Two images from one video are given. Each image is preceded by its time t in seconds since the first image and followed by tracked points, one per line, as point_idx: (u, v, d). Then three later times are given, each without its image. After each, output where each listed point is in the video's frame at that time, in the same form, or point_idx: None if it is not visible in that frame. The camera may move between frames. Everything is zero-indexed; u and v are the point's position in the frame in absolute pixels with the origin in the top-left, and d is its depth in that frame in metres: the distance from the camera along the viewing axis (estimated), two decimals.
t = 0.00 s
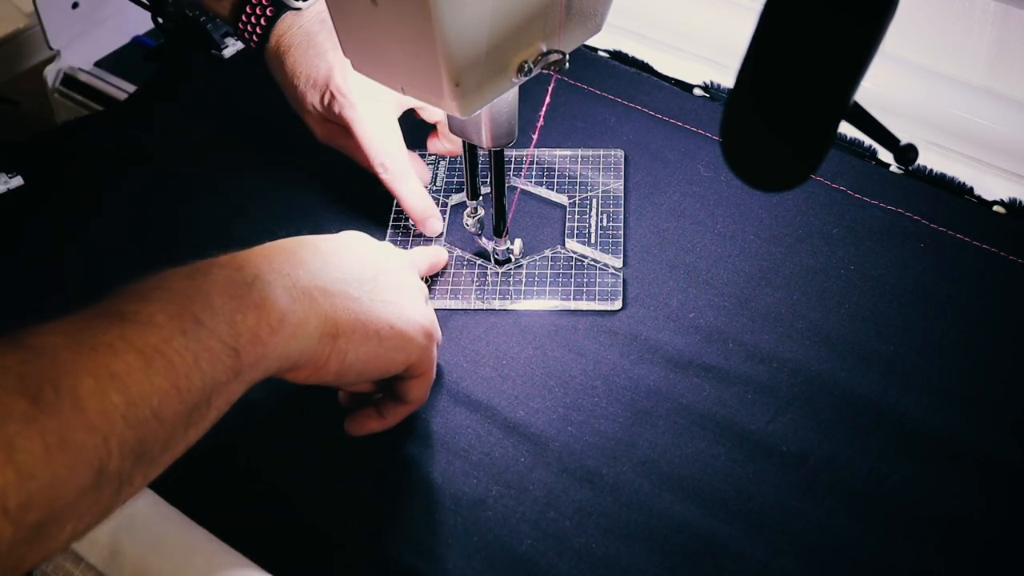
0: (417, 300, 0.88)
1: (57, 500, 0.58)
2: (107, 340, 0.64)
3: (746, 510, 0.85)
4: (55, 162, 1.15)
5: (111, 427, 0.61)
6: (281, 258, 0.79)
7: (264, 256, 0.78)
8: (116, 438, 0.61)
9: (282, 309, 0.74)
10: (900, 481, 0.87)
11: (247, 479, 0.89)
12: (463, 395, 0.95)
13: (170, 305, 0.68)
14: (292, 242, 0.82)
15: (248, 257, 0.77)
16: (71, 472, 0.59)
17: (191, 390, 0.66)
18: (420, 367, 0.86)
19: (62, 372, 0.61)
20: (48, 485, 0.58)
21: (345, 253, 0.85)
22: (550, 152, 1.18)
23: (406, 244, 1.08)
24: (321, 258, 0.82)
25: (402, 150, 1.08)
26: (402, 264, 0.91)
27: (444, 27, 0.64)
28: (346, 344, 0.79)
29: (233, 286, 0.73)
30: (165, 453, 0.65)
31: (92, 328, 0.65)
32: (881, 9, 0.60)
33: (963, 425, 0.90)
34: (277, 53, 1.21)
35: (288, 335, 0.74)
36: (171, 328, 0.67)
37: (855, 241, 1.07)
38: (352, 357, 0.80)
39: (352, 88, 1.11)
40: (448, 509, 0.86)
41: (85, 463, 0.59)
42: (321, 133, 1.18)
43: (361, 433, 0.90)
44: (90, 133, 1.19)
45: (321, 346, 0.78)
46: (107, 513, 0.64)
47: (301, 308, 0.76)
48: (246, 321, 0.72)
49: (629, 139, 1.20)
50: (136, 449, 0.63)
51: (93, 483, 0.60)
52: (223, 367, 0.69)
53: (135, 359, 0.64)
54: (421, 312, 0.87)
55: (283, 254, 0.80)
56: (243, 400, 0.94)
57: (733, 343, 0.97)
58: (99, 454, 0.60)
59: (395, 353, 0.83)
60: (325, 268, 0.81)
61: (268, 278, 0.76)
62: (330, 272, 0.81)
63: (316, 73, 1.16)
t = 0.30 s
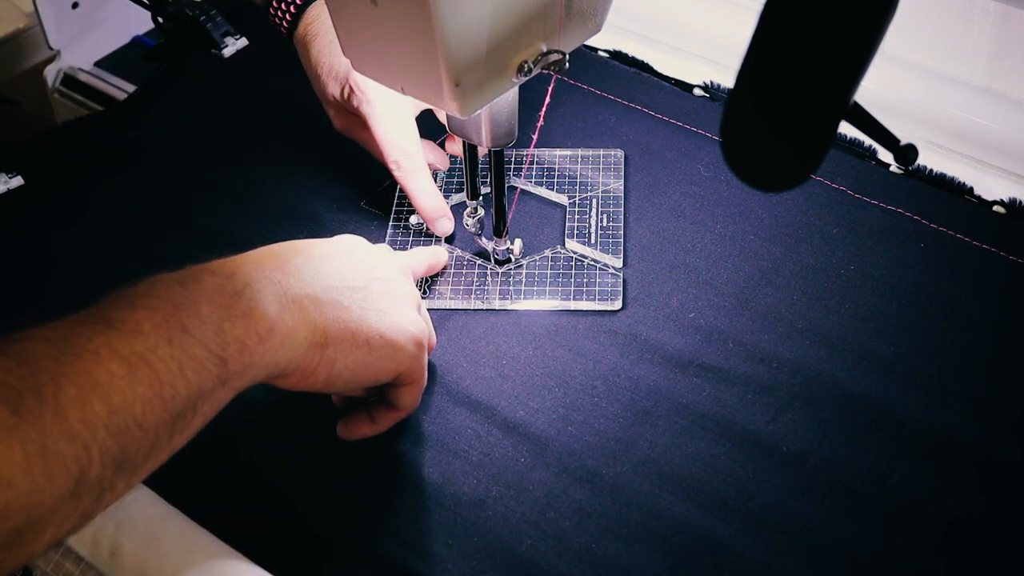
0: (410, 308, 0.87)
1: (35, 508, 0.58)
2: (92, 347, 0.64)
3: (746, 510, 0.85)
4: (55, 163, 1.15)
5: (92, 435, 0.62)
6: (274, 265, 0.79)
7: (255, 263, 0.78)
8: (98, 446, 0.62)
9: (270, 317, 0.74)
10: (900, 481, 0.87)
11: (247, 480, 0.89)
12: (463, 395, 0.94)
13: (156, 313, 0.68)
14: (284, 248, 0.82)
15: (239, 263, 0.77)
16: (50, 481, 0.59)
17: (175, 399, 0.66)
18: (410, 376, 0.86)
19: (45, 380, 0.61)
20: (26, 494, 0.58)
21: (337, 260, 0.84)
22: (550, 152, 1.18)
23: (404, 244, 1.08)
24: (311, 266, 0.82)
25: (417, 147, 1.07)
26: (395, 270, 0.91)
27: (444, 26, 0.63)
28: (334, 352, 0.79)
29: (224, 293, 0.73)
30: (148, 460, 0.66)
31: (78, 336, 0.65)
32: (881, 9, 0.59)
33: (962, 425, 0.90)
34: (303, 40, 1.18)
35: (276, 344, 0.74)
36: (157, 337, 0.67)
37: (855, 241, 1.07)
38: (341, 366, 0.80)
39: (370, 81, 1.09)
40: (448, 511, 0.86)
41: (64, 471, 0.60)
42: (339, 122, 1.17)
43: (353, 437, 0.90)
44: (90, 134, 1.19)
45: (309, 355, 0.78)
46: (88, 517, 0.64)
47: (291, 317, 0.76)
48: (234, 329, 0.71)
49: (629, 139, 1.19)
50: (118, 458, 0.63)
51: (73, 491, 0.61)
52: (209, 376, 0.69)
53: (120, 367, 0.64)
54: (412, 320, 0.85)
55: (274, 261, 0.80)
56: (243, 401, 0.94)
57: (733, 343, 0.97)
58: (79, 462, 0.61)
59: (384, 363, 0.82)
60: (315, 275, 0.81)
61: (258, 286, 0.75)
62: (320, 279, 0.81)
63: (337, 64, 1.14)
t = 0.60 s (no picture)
0: (390, 283, 0.86)
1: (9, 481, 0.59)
2: (66, 324, 0.64)
3: (747, 510, 0.85)
4: (55, 163, 1.15)
5: (66, 412, 0.62)
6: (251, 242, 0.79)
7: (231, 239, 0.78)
8: (71, 422, 0.62)
9: (245, 294, 0.74)
10: (900, 481, 0.87)
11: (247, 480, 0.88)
12: (463, 395, 0.94)
13: (131, 289, 0.68)
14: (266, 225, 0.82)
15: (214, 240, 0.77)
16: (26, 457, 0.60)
17: (150, 374, 0.67)
18: (389, 351, 0.84)
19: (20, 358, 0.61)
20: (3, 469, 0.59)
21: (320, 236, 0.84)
22: (550, 153, 1.18)
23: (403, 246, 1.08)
24: (293, 243, 0.82)
25: (416, 145, 1.07)
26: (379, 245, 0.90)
27: (444, 26, 0.64)
28: (309, 328, 0.79)
29: (199, 268, 0.73)
30: (122, 432, 0.67)
31: (54, 312, 0.65)
32: (881, 9, 0.59)
33: (962, 425, 0.90)
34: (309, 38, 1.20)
35: (250, 320, 0.74)
36: (132, 313, 0.67)
37: (855, 241, 1.07)
38: (315, 342, 0.79)
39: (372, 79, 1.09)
40: (449, 508, 0.86)
41: (39, 448, 0.61)
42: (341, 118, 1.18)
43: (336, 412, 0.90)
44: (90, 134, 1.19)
45: (283, 330, 0.78)
46: (62, 489, 0.65)
47: (264, 294, 0.76)
48: (207, 304, 0.71)
49: (630, 140, 1.19)
50: (90, 433, 0.64)
51: (46, 464, 0.62)
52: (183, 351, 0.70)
53: (94, 342, 0.64)
54: (392, 295, 0.84)
55: (251, 238, 0.80)
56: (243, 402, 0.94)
57: (733, 343, 0.97)
58: (53, 438, 0.61)
59: (360, 337, 0.81)
60: (295, 250, 0.81)
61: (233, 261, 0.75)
62: (299, 255, 0.81)
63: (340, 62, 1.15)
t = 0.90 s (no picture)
0: (327, 265, 0.89)
1: None
2: (7, 313, 0.67)
3: (747, 510, 0.85)
4: (55, 163, 1.15)
5: (3, 401, 0.66)
6: (193, 223, 0.82)
7: (173, 219, 0.81)
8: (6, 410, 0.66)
9: (181, 281, 0.77)
10: (899, 481, 0.87)
11: (247, 480, 0.88)
12: (462, 395, 0.94)
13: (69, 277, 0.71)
14: (207, 203, 0.85)
15: (157, 222, 0.80)
16: None
17: (85, 361, 0.70)
18: (322, 335, 0.88)
19: None
20: None
21: (261, 213, 0.87)
22: (551, 154, 1.18)
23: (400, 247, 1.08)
24: (233, 223, 0.84)
25: (417, 146, 1.09)
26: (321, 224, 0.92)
27: (444, 25, 0.63)
28: (238, 313, 0.83)
29: (137, 256, 0.76)
30: (57, 416, 0.70)
31: None
32: (881, 9, 0.59)
33: (962, 425, 0.90)
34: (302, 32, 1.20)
35: (184, 307, 0.78)
36: (69, 304, 0.70)
37: (855, 241, 1.06)
38: (244, 325, 0.84)
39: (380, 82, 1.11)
40: (450, 506, 0.86)
41: None
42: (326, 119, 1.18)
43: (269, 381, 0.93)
44: (90, 134, 1.19)
45: (214, 313, 0.81)
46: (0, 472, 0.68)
47: (201, 281, 0.79)
48: (144, 293, 0.75)
49: (630, 140, 1.19)
50: (24, 421, 0.67)
51: None
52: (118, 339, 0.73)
53: (31, 333, 0.68)
54: (327, 280, 0.87)
55: (188, 218, 0.82)
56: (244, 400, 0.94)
57: (733, 343, 0.97)
58: None
59: (289, 321, 0.85)
60: (234, 231, 0.84)
61: (172, 246, 0.79)
62: (238, 237, 0.84)
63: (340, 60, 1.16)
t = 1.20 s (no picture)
0: (330, 299, 0.89)
1: None
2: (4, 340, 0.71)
3: (746, 510, 0.85)
4: (55, 164, 1.15)
5: None
6: (202, 255, 0.84)
7: (185, 247, 0.84)
8: None
9: (182, 316, 0.80)
10: (899, 481, 0.87)
11: (247, 481, 0.89)
12: (462, 395, 0.94)
13: (70, 308, 0.75)
14: (218, 229, 0.87)
15: (166, 251, 0.82)
16: None
17: (77, 394, 0.74)
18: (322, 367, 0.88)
19: None
20: None
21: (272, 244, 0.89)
22: (562, 152, 1.18)
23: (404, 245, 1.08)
24: (242, 255, 0.86)
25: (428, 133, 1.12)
26: (327, 251, 0.92)
27: (445, 26, 0.64)
28: (239, 348, 0.85)
29: (141, 288, 0.79)
30: (44, 443, 0.74)
31: None
32: (881, 9, 0.60)
33: (962, 425, 0.90)
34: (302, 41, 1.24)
35: (184, 341, 0.80)
36: (66, 334, 0.74)
37: (855, 241, 1.06)
38: (244, 359, 0.86)
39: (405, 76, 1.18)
40: (452, 505, 0.86)
41: None
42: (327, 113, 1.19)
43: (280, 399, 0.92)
44: (90, 134, 1.19)
45: (214, 348, 0.83)
46: None
47: (203, 314, 0.82)
48: (143, 328, 0.78)
49: (630, 140, 1.19)
50: (11, 446, 0.71)
51: None
52: (112, 370, 0.76)
53: (26, 364, 0.71)
54: (328, 316, 0.87)
55: (195, 250, 0.84)
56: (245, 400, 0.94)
57: (733, 343, 0.97)
58: None
59: (288, 357, 0.86)
60: (240, 264, 0.86)
61: (177, 278, 0.81)
62: (243, 270, 0.86)
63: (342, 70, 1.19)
